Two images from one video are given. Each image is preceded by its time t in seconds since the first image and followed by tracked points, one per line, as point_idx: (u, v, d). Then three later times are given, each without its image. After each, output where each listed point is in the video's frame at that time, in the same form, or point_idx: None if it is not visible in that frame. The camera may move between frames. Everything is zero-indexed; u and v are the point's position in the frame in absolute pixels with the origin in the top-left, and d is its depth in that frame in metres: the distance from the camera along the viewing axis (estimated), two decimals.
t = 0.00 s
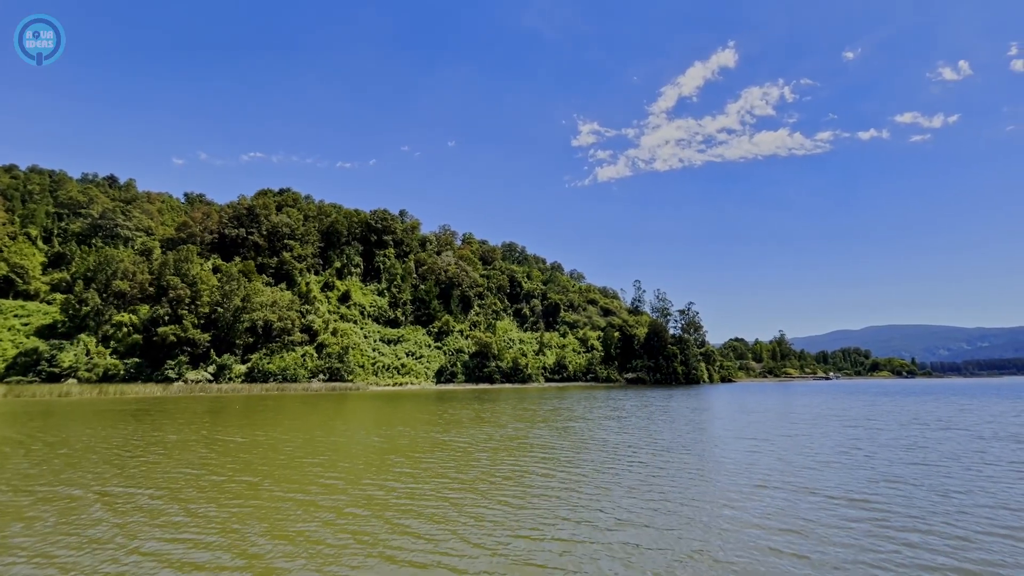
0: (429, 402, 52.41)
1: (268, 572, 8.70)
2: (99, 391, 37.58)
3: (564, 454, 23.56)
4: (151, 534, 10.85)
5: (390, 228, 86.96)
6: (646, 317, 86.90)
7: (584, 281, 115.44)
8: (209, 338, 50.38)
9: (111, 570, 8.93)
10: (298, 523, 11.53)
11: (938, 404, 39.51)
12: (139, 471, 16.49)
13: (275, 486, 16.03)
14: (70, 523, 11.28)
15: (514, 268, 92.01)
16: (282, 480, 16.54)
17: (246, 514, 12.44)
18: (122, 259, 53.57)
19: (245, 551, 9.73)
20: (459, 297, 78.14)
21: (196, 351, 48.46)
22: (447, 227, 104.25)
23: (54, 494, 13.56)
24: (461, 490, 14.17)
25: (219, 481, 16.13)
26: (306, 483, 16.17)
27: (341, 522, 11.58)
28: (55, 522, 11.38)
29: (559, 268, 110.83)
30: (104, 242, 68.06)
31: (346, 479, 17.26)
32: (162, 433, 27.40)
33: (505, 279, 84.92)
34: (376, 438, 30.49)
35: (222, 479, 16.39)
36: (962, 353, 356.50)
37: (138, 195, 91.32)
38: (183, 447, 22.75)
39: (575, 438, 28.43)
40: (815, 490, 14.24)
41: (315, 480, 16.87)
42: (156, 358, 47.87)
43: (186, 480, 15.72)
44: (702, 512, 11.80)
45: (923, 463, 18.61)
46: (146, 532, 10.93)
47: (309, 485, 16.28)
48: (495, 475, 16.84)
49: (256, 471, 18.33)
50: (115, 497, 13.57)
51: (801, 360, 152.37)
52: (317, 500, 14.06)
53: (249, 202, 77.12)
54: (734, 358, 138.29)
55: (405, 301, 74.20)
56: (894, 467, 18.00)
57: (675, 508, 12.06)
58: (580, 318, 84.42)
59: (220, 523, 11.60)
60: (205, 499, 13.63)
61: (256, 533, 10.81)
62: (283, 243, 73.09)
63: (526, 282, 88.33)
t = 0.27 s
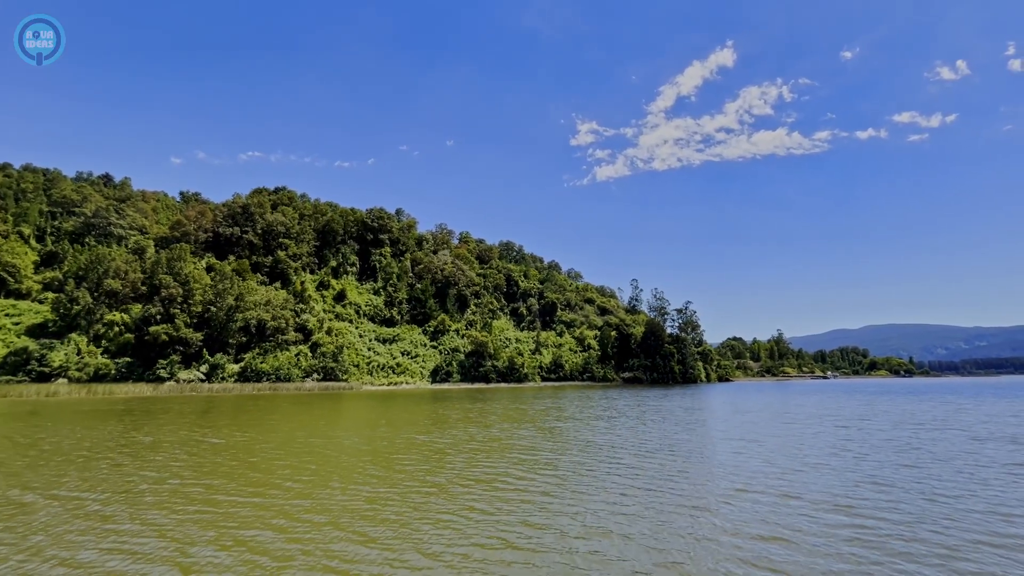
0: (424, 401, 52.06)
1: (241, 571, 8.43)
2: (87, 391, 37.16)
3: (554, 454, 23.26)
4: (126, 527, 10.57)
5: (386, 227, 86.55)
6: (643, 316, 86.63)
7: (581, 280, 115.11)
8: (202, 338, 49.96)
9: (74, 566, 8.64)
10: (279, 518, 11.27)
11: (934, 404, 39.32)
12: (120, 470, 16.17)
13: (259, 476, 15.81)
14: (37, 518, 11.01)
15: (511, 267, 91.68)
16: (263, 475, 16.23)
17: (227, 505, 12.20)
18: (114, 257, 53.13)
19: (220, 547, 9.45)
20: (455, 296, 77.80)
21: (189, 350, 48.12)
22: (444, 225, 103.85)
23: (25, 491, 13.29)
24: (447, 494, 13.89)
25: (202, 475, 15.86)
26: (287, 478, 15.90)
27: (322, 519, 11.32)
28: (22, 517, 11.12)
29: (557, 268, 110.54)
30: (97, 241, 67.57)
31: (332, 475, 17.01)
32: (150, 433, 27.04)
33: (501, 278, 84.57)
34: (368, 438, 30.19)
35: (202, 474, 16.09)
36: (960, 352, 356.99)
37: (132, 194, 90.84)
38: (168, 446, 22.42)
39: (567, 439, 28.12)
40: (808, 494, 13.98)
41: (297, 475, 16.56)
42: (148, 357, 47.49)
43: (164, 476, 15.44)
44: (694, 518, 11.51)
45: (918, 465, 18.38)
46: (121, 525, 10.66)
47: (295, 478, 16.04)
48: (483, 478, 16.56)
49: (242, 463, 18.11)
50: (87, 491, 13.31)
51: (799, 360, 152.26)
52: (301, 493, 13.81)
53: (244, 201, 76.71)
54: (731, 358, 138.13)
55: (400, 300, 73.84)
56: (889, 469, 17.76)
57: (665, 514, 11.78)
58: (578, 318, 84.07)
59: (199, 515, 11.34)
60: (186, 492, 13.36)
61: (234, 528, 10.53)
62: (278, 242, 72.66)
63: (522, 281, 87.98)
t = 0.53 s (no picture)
0: (418, 401, 51.69)
1: None
2: (76, 391, 36.75)
3: (544, 455, 22.98)
4: (96, 534, 10.26)
5: (382, 225, 86.15)
6: (641, 315, 86.32)
7: (579, 279, 114.82)
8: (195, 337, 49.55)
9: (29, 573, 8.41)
10: (256, 525, 10.98)
11: (930, 403, 39.16)
12: (99, 473, 15.86)
13: (242, 478, 15.54)
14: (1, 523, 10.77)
15: (508, 266, 91.30)
16: (242, 477, 15.97)
17: (205, 510, 11.91)
18: (106, 256, 52.67)
19: (191, 556, 9.16)
20: (451, 295, 77.47)
21: (181, 349, 47.77)
22: (440, 224, 103.43)
23: None
24: (433, 500, 13.61)
25: (184, 477, 15.58)
26: (266, 480, 15.64)
27: (301, 525, 11.03)
28: None
29: (554, 267, 110.29)
30: (90, 239, 67.07)
31: (317, 476, 16.73)
32: (137, 433, 26.68)
33: (498, 277, 84.21)
34: (358, 438, 29.86)
35: (180, 476, 15.82)
36: (957, 351, 357.63)
37: (127, 193, 90.35)
38: (152, 447, 22.10)
39: (560, 439, 27.82)
40: (801, 499, 13.72)
41: (277, 477, 16.29)
42: (139, 357, 47.08)
43: (140, 478, 15.17)
44: (683, 527, 11.24)
45: (913, 467, 18.13)
46: (91, 531, 10.35)
47: (279, 480, 15.77)
48: (472, 485, 16.28)
49: (226, 465, 17.81)
50: (58, 495, 13.04)
51: (797, 359, 152.17)
52: (283, 497, 13.53)
53: (239, 199, 76.30)
54: (729, 357, 137.94)
55: (396, 300, 73.46)
56: (883, 471, 17.51)
57: (654, 522, 11.51)
58: (575, 316, 83.70)
59: (174, 521, 11.04)
60: (163, 496, 13.06)
61: (208, 535, 10.24)
62: (273, 241, 72.21)
63: (519, 280, 87.61)
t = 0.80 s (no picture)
0: (413, 400, 51.27)
1: None
2: (64, 391, 36.30)
3: (534, 456, 22.67)
4: (69, 544, 10.01)
5: (378, 224, 85.69)
6: (638, 314, 85.98)
7: (576, 278, 114.43)
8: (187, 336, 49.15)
9: None
10: (236, 534, 10.71)
11: (928, 402, 38.90)
12: (80, 476, 15.57)
13: (227, 482, 15.26)
14: None
15: (505, 265, 90.86)
16: (222, 480, 15.68)
17: (183, 518, 11.64)
18: (97, 254, 52.15)
19: (153, 568, 8.86)
20: (447, 294, 77.09)
21: (173, 348, 47.37)
22: (437, 223, 102.95)
23: None
24: (417, 505, 13.28)
25: (166, 480, 15.30)
26: (246, 483, 15.36)
27: (280, 533, 10.77)
28: None
29: (551, 266, 109.94)
30: (83, 237, 66.62)
31: (303, 478, 16.43)
32: (124, 433, 26.32)
33: (494, 276, 83.79)
34: (350, 438, 29.47)
35: (159, 479, 15.53)
36: (955, 350, 357.93)
37: (121, 191, 89.78)
38: (136, 448, 21.76)
39: (553, 439, 27.46)
40: (794, 505, 13.45)
41: (258, 480, 15.98)
42: (131, 356, 46.67)
43: (117, 481, 14.88)
44: (674, 540, 10.93)
45: (908, 468, 17.91)
46: (55, 540, 10.07)
47: (263, 482, 15.48)
48: (461, 490, 16.01)
49: (211, 467, 17.52)
50: (30, 499, 12.77)
51: (795, 358, 151.82)
52: (265, 502, 13.25)
53: (234, 197, 75.84)
54: (727, 355, 137.67)
55: (392, 298, 73.04)
56: (878, 473, 17.30)
57: (632, 530, 11.28)
58: (572, 315, 83.27)
59: (150, 529, 10.78)
60: (138, 502, 12.72)
61: (187, 545, 10.01)
62: (268, 239, 71.74)
63: (516, 279, 87.15)
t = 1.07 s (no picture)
0: (408, 400, 50.90)
1: None
2: (53, 391, 35.91)
3: (525, 457, 22.34)
4: (42, 557, 9.77)
5: (374, 222, 85.31)
6: (635, 312, 85.69)
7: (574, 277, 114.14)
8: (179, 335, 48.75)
9: None
10: (212, 545, 10.46)
11: (924, 401, 38.76)
12: (60, 480, 15.30)
13: (211, 485, 15.02)
14: None
15: (502, 263, 90.49)
16: (203, 484, 15.35)
17: (161, 528, 11.39)
18: (89, 253, 51.61)
19: None
20: (443, 293, 76.79)
21: (165, 348, 46.97)
22: (434, 221, 102.51)
23: None
24: (403, 511, 13.04)
25: (148, 484, 15.05)
26: (227, 487, 15.04)
27: (259, 546, 10.51)
28: None
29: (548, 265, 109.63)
30: (75, 236, 65.84)
31: (289, 480, 16.19)
32: (111, 433, 26.01)
33: (491, 275, 83.39)
34: (341, 437, 29.15)
35: (138, 483, 15.20)
36: (953, 349, 358.45)
37: (116, 189, 89.24)
38: (121, 448, 21.43)
39: (545, 439, 27.13)
40: (786, 511, 13.24)
41: (239, 482, 15.65)
42: (123, 355, 46.30)
43: (94, 486, 14.57)
44: (663, 552, 10.68)
45: (903, 470, 17.70)
46: (19, 554, 9.77)
47: (248, 485, 15.24)
48: (449, 494, 15.78)
49: (196, 469, 17.27)
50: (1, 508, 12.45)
51: (793, 356, 151.81)
52: (247, 507, 13.01)
53: (228, 196, 75.39)
54: (725, 354, 137.57)
55: (388, 297, 72.69)
56: (872, 476, 17.10)
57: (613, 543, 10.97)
58: (569, 313, 82.85)
59: (125, 542, 10.54)
60: (112, 510, 12.43)
61: (161, 559, 9.76)
62: (262, 238, 71.33)
63: (513, 278, 86.70)
